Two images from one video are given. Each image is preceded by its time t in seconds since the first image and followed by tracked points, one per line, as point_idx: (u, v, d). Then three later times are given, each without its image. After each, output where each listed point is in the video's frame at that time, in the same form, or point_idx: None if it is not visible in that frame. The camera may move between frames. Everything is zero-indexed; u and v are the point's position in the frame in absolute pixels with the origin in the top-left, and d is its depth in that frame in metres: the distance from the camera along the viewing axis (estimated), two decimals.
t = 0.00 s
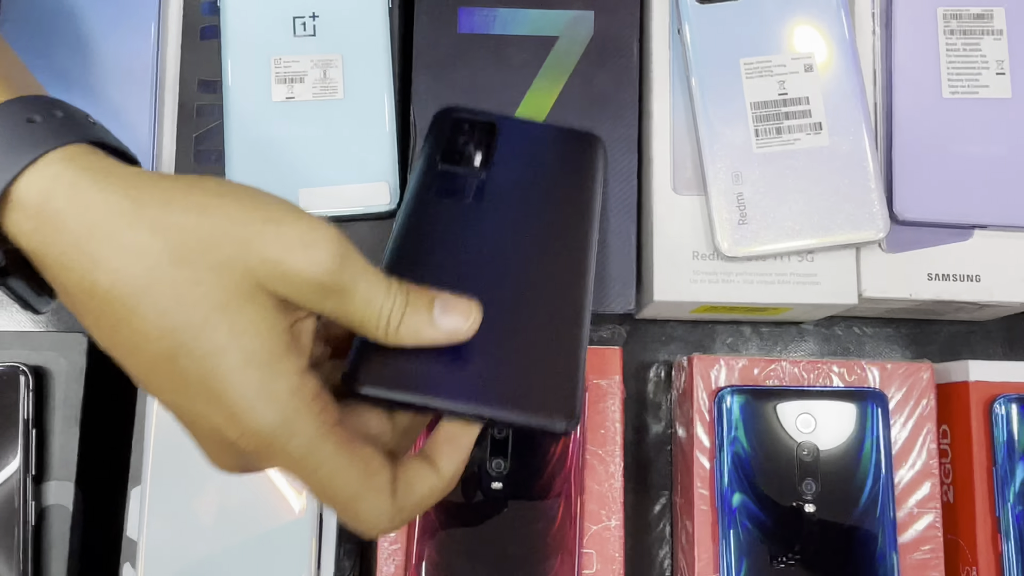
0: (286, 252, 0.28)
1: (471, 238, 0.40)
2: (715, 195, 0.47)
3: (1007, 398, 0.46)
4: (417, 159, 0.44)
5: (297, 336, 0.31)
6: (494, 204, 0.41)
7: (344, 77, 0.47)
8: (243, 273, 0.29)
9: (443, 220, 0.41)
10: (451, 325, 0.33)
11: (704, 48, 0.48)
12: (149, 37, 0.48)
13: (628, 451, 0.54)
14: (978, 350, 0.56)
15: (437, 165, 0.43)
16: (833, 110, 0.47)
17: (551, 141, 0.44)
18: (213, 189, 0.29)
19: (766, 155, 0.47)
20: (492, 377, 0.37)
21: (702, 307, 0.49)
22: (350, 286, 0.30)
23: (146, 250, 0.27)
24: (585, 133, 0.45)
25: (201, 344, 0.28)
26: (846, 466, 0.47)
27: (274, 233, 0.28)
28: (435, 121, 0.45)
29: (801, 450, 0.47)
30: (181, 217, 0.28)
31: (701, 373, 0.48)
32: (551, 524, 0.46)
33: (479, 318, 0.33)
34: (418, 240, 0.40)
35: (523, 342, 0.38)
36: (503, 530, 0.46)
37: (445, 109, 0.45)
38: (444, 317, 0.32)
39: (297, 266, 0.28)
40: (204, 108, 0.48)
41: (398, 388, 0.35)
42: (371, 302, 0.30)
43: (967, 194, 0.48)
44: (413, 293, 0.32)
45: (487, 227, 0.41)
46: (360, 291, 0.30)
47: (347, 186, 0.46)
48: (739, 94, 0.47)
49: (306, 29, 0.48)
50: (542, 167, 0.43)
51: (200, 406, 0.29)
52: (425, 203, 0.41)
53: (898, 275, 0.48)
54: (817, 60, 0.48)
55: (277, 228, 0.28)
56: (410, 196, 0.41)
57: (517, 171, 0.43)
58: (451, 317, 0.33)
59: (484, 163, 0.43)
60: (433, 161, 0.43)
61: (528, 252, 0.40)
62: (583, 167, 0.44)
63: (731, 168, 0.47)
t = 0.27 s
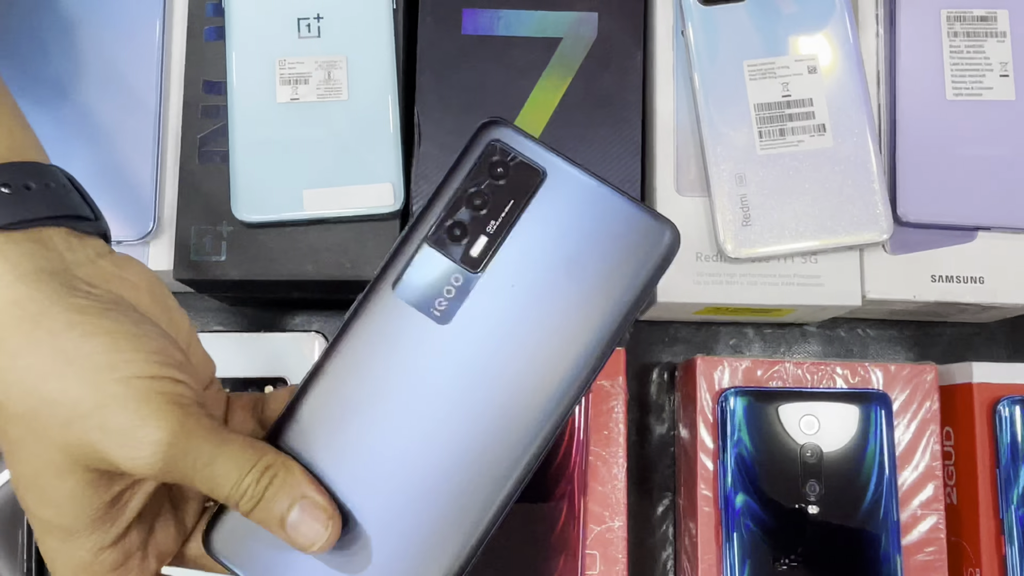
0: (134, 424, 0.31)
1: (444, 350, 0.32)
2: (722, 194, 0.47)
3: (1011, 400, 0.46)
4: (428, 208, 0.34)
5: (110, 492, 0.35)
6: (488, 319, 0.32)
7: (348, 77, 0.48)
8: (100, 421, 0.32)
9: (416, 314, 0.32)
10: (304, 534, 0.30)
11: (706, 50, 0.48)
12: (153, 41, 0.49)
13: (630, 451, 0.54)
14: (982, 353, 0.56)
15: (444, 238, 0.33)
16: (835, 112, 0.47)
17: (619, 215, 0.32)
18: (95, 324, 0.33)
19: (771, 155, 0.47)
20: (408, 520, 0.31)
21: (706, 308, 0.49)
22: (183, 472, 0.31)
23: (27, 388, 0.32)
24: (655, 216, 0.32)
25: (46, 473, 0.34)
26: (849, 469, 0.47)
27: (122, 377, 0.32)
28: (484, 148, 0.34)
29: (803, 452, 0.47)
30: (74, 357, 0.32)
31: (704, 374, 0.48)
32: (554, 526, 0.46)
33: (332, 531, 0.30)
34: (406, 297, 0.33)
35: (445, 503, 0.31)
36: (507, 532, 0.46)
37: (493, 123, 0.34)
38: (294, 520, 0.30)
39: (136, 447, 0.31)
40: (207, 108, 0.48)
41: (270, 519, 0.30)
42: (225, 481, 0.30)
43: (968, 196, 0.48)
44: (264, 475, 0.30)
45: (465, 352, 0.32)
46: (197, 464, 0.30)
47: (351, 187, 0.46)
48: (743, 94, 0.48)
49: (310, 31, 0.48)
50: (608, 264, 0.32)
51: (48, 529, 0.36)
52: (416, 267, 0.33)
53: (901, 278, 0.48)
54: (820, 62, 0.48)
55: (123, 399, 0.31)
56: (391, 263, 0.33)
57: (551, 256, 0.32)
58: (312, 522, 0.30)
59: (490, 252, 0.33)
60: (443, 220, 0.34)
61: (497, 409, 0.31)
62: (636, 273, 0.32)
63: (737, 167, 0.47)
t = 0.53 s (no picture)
0: (339, 330, 0.59)
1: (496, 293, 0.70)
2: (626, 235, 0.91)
3: (771, 345, 0.92)
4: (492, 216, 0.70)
5: (328, 370, 0.65)
6: (519, 285, 0.69)
7: (428, 178, 0.94)
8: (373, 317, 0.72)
9: (483, 278, 0.70)
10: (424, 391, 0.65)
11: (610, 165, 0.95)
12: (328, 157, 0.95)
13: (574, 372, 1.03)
14: (758, 320, 1.05)
15: (498, 238, 0.70)
16: (678, 196, 0.92)
17: (586, 236, 0.68)
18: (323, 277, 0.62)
19: (648, 217, 0.92)
20: (473, 374, 0.69)
21: (614, 297, 0.94)
22: (365, 357, 0.61)
23: (280, 300, 0.60)
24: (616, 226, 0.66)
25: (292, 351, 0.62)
26: (688, 381, 0.91)
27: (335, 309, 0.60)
28: (522, 186, 0.69)
29: (665, 371, 0.91)
30: (308, 294, 0.60)
31: (613, 332, 0.94)
32: (535, 408, 0.91)
33: (437, 389, 0.65)
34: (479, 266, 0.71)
35: (492, 367, 0.69)
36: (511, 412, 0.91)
37: (525, 173, 0.69)
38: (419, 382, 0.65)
39: (339, 341, 0.60)
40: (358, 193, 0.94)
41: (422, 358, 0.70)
42: (383, 359, 0.62)
43: (752, 239, 0.92)
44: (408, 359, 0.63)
45: (507, 299, 0.69)
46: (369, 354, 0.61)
47: (431, 235, 0.91)
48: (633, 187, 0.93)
49: (408, 154, 0.94)
50: (574, 260, 0.67)
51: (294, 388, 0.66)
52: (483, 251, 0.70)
53: (716, 281, 0.93)
54: (673, 171, 0.94)
55: (332, 319, 0.60)
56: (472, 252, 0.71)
57: (550, 260, 0.68)
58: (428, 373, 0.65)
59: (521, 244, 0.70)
60: (498, 225, 0.70)
61: (520, 327, 0.68)
62: (591, 266, 0.67)
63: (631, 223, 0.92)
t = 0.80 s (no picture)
0: (356, 283, 0.62)
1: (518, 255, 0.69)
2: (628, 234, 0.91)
3: (772, 344, 0.93)
4: (510, 179, 0.70)
5: (347, 329, 0.68)
6: (542, 246, 0.69)
7: (430, 177, 0.94)
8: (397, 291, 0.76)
9: (505, 240, 0.69)
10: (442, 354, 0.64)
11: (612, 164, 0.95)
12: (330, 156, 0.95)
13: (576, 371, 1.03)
14: (760, 320, 1.05)
15: (518, 199, 0.70)
16: (680, 195, 0.93)
17: (607, 192, 0.68)
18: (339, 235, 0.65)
19: (650, 215, 0.92)
20: (501, 337, 0.68)
21: (615, 295, 0.95)
22: (382, 310, 0.63)
23: (299, 256, 0.63)
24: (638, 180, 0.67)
25: (311, 306, 0.65)
26: (690, 379, 0.91)
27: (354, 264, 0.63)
28: (540, 147, 0.70)
29: (666, 370, 0.91)
30: (326, 249, 0.63)
31: (615, 330, 0.94)
32: (536, 407, 0.91)
33: (456, 354, 0.63)
34: (499, 225, 0.70)
35: (520, 328, 0.68)
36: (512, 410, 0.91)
37: (543, 135, 0.70)
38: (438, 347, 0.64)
39: (358, 292, 0.62)
40: (360, 191, 0.95)
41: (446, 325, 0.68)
42: (400, 317, 0.63)
43: (754, 238, 0.92)
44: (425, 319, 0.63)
45: (528, 262, 0.69)
46: (387, 307, 0.62)
47: (433, 233, 0.91)
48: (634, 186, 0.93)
49: (410, 153, 0.95)
50: (596, 218, 0.68)
51: (313, 347, 0.69)
52: (503, 211, 0.70)
53: (717, 280, 0.93)
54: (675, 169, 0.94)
55: (351, 271, 0.63)
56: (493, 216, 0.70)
57: (571, 220, 0.69)
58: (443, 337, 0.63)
59: (541, 203, 0.70)
60: (516, 186, 0.70)
61: (545, 287, 0.68)
62: (616, 223, 0.67)
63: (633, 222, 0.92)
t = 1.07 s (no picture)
0: (345, 280, 0.62)
1: (525, 266, 0.68)
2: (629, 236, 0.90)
3: (775, 346, 0.92)
4: (510, 192, 0.70)
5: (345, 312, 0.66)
6: (548, 256, 0.68)
7: (431, 178, 0.93)
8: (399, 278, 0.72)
9: (510, 252, 0.69)
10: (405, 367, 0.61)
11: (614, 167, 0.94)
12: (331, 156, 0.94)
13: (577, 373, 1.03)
14: (762, 321, 1.05)
15: (520, 210, 0.69)
16: (683, 197, 0.92)
17: (609, 198, 0.68)
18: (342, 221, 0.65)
19: (652, 216, 0.91)
20: (519, 351, 0.66)
21: (617, 297, 0.94)
22: (360, 312, 0.61)
23: (299, 237, 0.63)
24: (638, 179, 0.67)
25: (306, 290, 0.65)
26: (692, 381, 0.90)
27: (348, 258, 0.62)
28: (538, 157, 0.70)
29: (668, 372, 0.91)
30: (326, 236, 0.63)
31: (616, 332, 0.94)
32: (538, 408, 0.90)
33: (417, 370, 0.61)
34: (504, 237, 0.69)
35: (537, 341, 0.66)
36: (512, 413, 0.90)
37: (539, 146, 0.70)
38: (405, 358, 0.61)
39: (341, 289, 0.61)
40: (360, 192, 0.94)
41: (460, 347, 0.67)
42: (374, 321, 0.60)
43: (757, 239, 0.92)
44: (398, 327, 0.60)
45: (535, 274, 0.68)
46: (362, 311, 0.61)
47: (433, 234, 0.91)
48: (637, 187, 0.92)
49: (411, 155, 0.94)
50: (600, 224, 0.68)
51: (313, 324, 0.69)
52: (506, 224, 0.69)
53: (720, 281, 0.92)
54: (678, 170, 0.93)
55: (342, 267, 0.62)
56: (496, 232, 0.69)
57: (575, 227, 0.68)
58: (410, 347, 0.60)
59: (543, 212, 0.69)
60: (518, 198, 0.70)
61: (557, 297, 0.67)
62: (622, 226, 0.67)
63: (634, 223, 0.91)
